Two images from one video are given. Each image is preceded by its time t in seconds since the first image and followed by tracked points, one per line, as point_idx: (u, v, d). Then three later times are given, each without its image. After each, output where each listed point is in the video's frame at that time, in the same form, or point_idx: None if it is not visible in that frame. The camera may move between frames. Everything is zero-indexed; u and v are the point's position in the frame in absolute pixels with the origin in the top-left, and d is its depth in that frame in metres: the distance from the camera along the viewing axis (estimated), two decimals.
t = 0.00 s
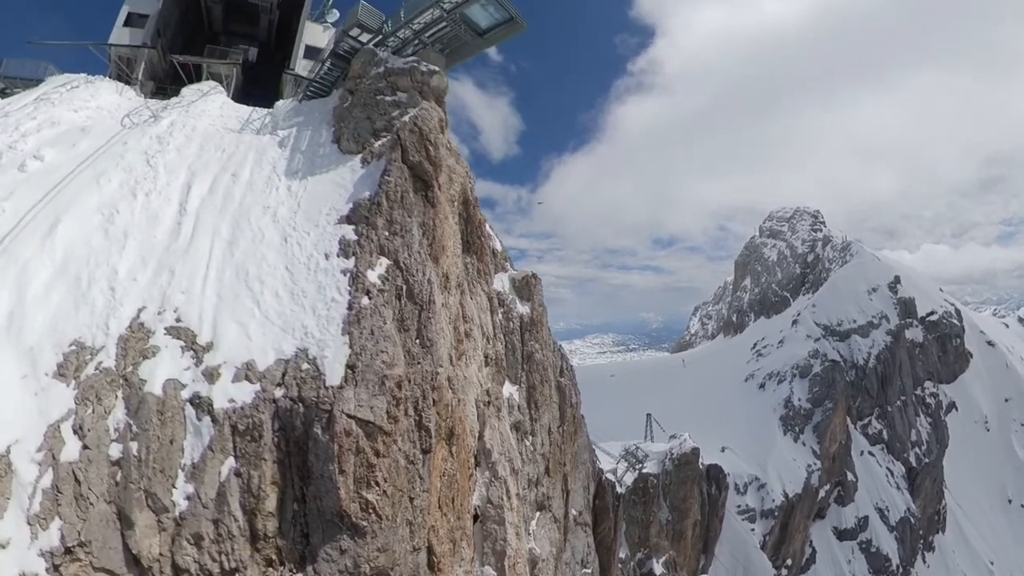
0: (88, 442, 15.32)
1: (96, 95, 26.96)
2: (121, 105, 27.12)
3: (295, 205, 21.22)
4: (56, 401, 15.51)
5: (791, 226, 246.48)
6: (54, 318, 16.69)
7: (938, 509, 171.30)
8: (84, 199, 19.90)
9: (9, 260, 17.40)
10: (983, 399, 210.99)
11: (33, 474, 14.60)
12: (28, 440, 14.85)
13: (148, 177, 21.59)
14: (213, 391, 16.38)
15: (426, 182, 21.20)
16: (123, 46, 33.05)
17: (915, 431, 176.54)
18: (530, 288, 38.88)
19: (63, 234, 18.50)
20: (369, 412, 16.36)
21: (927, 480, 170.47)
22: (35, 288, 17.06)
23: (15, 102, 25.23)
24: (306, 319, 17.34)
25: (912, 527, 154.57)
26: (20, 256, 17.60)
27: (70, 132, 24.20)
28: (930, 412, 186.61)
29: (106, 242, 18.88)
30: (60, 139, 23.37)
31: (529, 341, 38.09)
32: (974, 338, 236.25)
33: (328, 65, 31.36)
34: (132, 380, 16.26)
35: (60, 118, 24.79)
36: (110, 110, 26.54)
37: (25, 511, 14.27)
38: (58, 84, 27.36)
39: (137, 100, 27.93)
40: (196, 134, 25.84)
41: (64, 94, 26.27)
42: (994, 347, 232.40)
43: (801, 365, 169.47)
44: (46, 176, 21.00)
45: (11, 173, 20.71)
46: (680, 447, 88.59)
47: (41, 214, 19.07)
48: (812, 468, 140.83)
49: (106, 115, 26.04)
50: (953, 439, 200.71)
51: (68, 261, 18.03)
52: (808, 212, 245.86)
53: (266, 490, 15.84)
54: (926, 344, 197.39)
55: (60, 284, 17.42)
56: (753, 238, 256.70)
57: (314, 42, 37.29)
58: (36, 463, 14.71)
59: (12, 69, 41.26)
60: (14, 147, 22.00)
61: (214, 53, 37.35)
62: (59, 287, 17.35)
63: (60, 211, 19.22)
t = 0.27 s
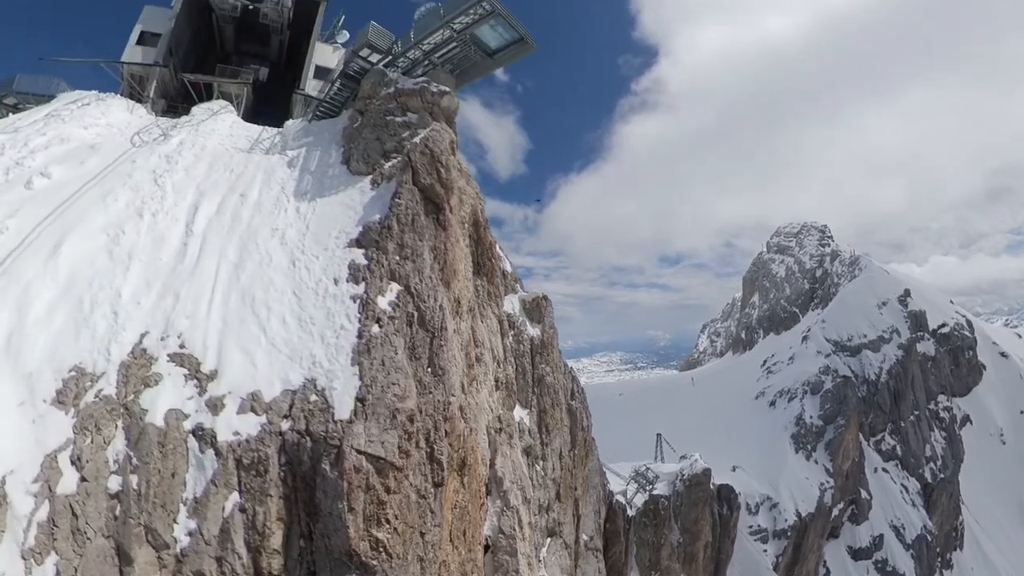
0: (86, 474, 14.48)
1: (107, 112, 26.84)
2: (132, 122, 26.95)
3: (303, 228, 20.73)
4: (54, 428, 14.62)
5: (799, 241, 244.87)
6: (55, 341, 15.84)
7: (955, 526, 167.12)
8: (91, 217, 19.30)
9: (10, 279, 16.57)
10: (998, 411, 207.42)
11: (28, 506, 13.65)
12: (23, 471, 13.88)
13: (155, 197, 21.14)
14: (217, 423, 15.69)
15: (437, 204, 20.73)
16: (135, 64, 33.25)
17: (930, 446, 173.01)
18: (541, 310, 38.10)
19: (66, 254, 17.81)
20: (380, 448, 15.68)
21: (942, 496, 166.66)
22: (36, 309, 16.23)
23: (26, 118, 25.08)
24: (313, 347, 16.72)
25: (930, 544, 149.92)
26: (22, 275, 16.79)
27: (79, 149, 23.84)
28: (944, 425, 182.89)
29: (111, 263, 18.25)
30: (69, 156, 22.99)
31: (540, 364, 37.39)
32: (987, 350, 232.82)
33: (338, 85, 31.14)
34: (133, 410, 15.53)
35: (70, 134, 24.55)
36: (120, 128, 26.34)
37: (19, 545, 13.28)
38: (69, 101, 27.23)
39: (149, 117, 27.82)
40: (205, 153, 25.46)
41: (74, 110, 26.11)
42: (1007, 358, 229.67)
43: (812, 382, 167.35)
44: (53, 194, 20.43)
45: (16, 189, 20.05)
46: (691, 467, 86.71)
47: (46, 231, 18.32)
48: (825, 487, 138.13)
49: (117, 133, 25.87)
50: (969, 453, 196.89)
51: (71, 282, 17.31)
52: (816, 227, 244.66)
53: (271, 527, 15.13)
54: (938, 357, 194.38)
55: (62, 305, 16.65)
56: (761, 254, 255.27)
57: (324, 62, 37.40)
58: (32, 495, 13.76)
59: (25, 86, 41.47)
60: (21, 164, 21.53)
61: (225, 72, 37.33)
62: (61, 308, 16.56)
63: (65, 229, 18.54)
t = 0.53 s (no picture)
0: (81, 505, 13.49)
1: (115, 129, 26.60)
2: (140, 139, 26.78)
3: (311, 249, 20.15)
4: (48, 456, 13.69)
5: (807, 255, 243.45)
6: (52, 363, 15.06)
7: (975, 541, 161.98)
8: (94, 235, 18.72)
9: (9, 297, 15.92)
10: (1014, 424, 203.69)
11: (19, 539, 12.63)
12: (14, 502, 12.91)
13: (160, 215, 20.63)
14: (218, 454, 14.80)
15: (449, 226, 20.19)
16: (146, 81, 32.93)
17: (945, 460, 169.18)
18: (551, 331, 37.59)
19: (67, 272, 17.15)
20: (391, 484, 14.91)
21: (960, 510, 161.32)
22: (33, 330, 15.48)
23: (35, 133, 24.94)
24: (321, 376, 15.99)
25: (948, 562, 141.53)
26: (21, 293, 16.13)
27: (85, 165, 23.47)
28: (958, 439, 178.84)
29: (113, 284, 17.62)
30: (75, 172, 22.66)
31: (551, 387, 36.57)
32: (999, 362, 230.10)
33: (347, 104, 30.85)
34: (131, 439, 14.60)
35: (79, 150, 24.32)
36: (129, 144, 26.15)
37: None
38: (78, 116, 27.15)
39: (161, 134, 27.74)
40: (213, 172, 25.13)
41: (84, 126, 25.94)
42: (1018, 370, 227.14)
43: (824, 400, 166.23)
44: (57, 211, 19.81)
45: (20, 205, 19.58)
46: (703, 487, 84.81)
47: (48, 249, 17.78)
48: (839, 505, 135.25)
49: (125, 149, 25.58)
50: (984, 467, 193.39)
51: (70, 302, 16.58)
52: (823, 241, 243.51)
53: (275, 566, 14.14)
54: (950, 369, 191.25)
55: (61, 325, 15.91)
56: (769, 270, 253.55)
57: (332, 81, 37.59)
58: (23, 527, 12.77)
59: (35, 101, 41.45)
60: (26, 179, 21.05)
61: (235, 91, 37.27)
62: (60, 328, 15.82)
63: (67, 247, 18.00)
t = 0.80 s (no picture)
0: (75, 538, 12.75)
1: (125, 145, 26.35)
2: (150, 155, 26.47)
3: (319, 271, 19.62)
4: (43, 485, 13.03)
5: (814, 269, 241.80)
6: (49, 386, 14.50)
7: (995, 556, 157.33)
8: (97, 253, 18.24)
9: (7, 316, 15.42)
10: None
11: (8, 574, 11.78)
12: (5, 534, 12.13)
13: (166, 233, 20.15)
14: (220, 487, 14.11)
15: (460, 247, 19.65)
16: (157, 98, 32.80)
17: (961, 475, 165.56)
18: (563, 352, 37.00)
19: (68, 291, 16.65)
20: (403, 521, 14.15)
21: (977, 526, 157.60)
22: (31, 352, 14.94)
23: (44, 147, 24.74)
24: (328, 405, 15.30)
25: None
26: (20, 313, 15.63)
27: (92, 181, 23.12)
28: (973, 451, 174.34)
29: (115, 303, 17.05)
30: (82, 188, 22.15)
31: (563, 410, 35.80)
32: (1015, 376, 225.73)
33: (356, 123, 30.56)
34: (129, 469, 13.99)
35: (87, 166, 24.02)
36: (139, 160, 25.85)
37: None
38: (88, 131, 26.96)
39: (171, 151, 27.56)
40: (221, 190, 24.75)
41: (93, 141, 25.76)
42: None
43: (835, 416, 165.41)
44: (61, 227, 19.41)
45: (24, 221, 19.13)
46: (716, 508, 82.84)
47: (50, 267, 17.30)
48: (853, 522, 132.53)
49: (134, 166, 25.31)
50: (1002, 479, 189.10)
51: (71, 322, 16.05)
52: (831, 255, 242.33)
53: None
54: (962, 382, 187.53)
55: (60, 347, 15.33)
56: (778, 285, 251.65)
57: (341, 99, 37.55)
58: (13, 560, 11.94)
59: (46, 115, 41.65)
60: (32, 194, 20.64)
61: (246, 108, 37.23)
62: (59, 350, 15.27)
63: (70, 265, 17.51)
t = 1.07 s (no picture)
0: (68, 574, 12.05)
1: (134, 162, 26.14)
2: (158, 173, 26.32)
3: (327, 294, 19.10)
4: (36, 516, 12.48)
5: (823, 283, 239.65)
6: (46, 411, 13.99)
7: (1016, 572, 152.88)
8: (101, 273, 17.81)
9: (5, 337, 14.95)
10: None
11: None
12: None
13: (171, 253, 19.71)
14: (223, 523, 13.38)
15: (472, 269, 19.15)
16: (167, 117, 32.70)
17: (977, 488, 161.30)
18: (574, 374, 36.41)
19: (69, 313, 16.18)
20: (416, 561, 13.40)
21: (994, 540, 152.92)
22: (29, 376, 14.43)
23: (52, 163, 24.63)
24: (336, 436, 14.65)
25: None
26: (19, 334, 15.16)
27: (99, 199, 22.81)
28: (988, 464, 169.75)
29: (117, 326, 16.52)
30: (88, 207, 21.72)
31: (574, 433, 35.05)
32: None
33: (365, 142, 30.29)
34: (127, 501, 13.34)
35: (95, 184, 23.74)
36: (147, 177, 25.71)
37: None
38: (97, 148, 26.81)
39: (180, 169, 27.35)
40: (228, 209, 24.38)
41: (102, 158, 25.60)
42: None
43: (846, 430, 163.19)
44: (65, 245, 19.05)
45: (29, 239, 18.73)
46: (727, 529, 80.22)
47: (51, 287, 16.84)
48: (869, 539, 129.90)
49: (142, 183, 25.10)
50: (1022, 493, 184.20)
51: (70, 345, 15.55)
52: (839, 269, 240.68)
53: None
54: (974, 393, 182.64)
55: (59, 371, 14.82)
56: (786, 300, 249.47)
57: (350, 117, 37.45)
58: None
59: (57, 132, 41.90)
60: (38, 211, 20.25)
61: (255, 127, 37.18)
62: (58, 375, 14.76)
63: (72, 285, 17.06)
